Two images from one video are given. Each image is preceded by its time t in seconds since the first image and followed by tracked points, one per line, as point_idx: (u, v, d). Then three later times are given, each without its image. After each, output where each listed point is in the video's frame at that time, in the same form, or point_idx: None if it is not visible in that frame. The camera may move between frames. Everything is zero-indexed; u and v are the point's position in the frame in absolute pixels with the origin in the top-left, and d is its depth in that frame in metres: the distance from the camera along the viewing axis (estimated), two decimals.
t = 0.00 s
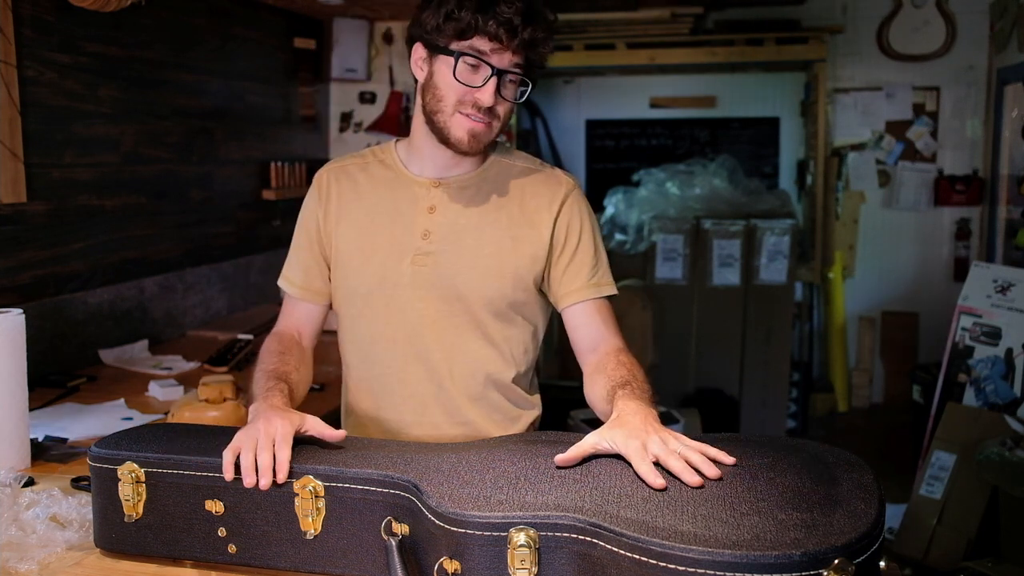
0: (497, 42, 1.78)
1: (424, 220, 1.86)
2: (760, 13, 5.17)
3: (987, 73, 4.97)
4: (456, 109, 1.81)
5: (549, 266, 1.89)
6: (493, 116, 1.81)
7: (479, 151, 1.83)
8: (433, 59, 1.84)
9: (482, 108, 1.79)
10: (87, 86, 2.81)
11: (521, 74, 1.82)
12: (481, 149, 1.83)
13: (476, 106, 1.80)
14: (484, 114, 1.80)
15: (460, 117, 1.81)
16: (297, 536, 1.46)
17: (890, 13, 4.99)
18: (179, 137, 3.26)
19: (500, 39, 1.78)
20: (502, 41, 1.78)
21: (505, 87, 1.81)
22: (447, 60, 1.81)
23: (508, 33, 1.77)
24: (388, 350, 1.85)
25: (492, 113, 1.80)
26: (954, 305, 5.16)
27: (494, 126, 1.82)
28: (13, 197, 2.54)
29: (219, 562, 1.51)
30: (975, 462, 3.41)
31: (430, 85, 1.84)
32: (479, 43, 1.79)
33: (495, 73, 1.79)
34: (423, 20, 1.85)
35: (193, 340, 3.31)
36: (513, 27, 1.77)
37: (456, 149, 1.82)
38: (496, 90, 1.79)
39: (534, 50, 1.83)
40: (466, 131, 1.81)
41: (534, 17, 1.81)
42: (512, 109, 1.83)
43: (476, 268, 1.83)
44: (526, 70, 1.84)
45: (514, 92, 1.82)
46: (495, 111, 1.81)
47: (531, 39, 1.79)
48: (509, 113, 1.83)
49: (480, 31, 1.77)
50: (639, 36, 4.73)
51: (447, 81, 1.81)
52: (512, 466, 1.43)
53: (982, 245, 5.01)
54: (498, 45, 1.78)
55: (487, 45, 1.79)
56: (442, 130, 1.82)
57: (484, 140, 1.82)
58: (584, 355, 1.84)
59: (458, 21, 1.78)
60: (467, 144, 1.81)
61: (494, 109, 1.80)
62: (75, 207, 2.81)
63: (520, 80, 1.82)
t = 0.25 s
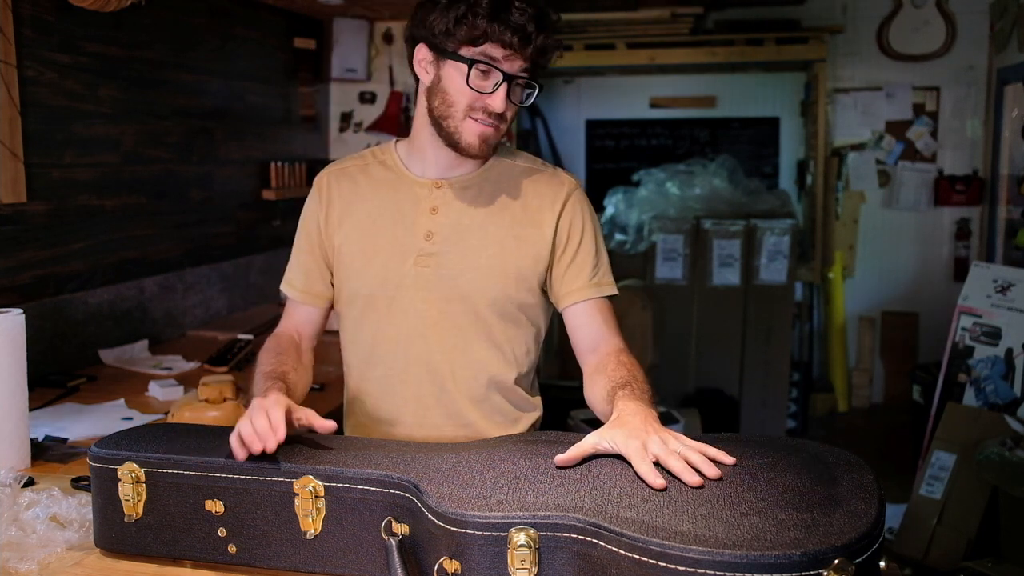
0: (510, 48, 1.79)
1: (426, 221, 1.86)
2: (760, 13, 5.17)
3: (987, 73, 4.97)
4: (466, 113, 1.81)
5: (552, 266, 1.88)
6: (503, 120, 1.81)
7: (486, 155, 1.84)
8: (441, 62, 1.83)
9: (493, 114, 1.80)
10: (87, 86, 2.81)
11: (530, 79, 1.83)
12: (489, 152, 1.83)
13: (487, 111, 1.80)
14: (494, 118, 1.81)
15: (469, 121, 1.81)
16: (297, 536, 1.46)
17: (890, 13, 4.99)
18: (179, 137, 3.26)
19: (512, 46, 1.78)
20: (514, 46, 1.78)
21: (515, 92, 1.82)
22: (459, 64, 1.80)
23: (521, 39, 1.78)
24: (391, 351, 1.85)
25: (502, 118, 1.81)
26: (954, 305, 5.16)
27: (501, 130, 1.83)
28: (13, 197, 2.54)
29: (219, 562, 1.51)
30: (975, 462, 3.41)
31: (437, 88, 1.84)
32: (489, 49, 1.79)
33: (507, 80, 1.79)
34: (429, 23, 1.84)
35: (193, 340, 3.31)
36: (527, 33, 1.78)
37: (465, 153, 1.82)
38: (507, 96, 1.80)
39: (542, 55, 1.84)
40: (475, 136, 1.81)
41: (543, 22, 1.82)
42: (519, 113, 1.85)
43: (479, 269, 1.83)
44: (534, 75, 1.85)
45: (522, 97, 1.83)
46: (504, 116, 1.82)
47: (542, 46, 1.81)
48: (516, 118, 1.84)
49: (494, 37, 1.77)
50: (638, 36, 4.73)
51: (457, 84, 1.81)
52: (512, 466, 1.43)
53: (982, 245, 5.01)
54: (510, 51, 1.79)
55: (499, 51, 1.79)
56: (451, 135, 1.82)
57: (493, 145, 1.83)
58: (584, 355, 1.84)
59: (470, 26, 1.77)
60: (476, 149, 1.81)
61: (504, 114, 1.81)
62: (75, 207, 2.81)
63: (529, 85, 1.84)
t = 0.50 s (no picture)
0: (454, 26, 1.86)
1: (426, 220, 1.86)
2: (760, 13, 5.17)
3: (987, 73, 4.97)
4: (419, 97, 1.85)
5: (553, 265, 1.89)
6: (455, 101, 1.84)
7: (445, 139, 1.84)
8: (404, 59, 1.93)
9: (440, 93, 1.83)
10: (87, 86, 2.81)
11: (483, 60, 1.86)
12: (445, 136, 1.84)
13: (435, 91, 1.84)
14: (443, 98, 1.84)
15: (422, 104, 1.85)
16: (297, 536, 1.46)
17: (890, 13, 4.99)
18: (179, 137, 3.26)
19: (456, 23, 1.85)
20: (458, 22, 1.85)
21: (466, 72, 1.85)
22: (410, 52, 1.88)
23: (462, 15, 1.85)
24: (393, 351, 1.85)
25: (452, 98, 1.84)
26: (954, 305, 5.16)
27: (459, 113, 1.85)
28: (13, 197, 2.54)
29: (219, 562, 1.51)
30: (975, 462, 3.41)
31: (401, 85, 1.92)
32: (438, 31, 1.87)
33: (452, 57, 1.84)
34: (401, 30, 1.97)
35: (193, 340, 3.31)
36: (467, 8, 1.85)
37: (420, 138, 1.85)
38: (455, 74, 1.84)
39: (495, 36, 1.88)
40: (428, 118, 1.85)
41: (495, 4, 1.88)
42: (479, 97, 1.86)
43: (479, 269, 1.83)
44: (492, 58, 1.88)
45: (477, 79, 1.85)
46: (457, 96, 1.85)
47: (485, 20, 1.86)
48: (475, 101, 1.85)
49: (436, 17, 1.86)
50: (639, 36, 4.73)
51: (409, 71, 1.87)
52: (512, 466, 1.43)
53: (982, 245, 5.01)
54: (456, 30, 1.86)
55: (444, 30, 1.86)
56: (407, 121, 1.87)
57: (447, 128, 1.85)
58: (585, 354, 1.84)
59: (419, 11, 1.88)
60: (428, 130, 1.84)
61: (455, 94, 1.84)
62: (74, 207, 2.81)
63: (484, 66, 1.86)
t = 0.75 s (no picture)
0: (439, 33, 1.84)
1: (428, 220, 1.86)
2: (760, 13, 5.17)
3: (986, 73, 4.97)
4: (420, 108, 1.84)
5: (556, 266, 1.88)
6: (457, 104, 1.83)
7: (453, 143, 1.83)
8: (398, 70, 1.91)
9: (442, 99, 1.82)
10: (87, 86, 2.81)
11: (476, 59, 1.84)
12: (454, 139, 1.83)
13: (436, 98, 1.82)
14: (445, 103, 1.82)
15: (425, 113, 1.84)
16: (297, 536, 1.46)
17: (890, 13, 4.99)
18: (179, 137, 3.26)
19: (441, 27, 1.83)
20: (443, 26, 1.83)
21: (462, 74, 1.83)
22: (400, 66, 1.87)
23: (445, 20, 1.83)
24: (394, 351, 1.85)
25: (453, 102, 1.82)
26: (954, 305, 5.16)
27: (462, 116, 1.84)
28: (13, 197, 2.54)
29: (219, 562, 1.51)
30: (975, 462, 3.41)
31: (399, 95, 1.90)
32: (425, 39, 1.85)
33: (445, 62, 1.82)
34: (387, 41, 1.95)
35: (193, 340, 3.30)
36: (448, 12, 1.83)
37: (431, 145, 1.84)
38: (451, 78, 1.82)
39: (481, 34, 1.86)
40: (433, 125, 1.83)
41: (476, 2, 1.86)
42: (479, 96, 1.84)
43: (481, 268, 1.83)
44: (485, 56, 1.86)
45: (474, 79, 1.84)
46: (458, 99, 1.83)
47: (469, 18, 1.83)
48: (476, 102, 1.84)
49: (419, 27, 1.84)
50: (639, 36, 4.73)
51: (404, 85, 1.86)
52: (512, 466, 1.43)
53: (982, 245, 5.00)
54: (442, 35, 1.84)
55: (431, 39, 1.85)
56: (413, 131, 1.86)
57: (455, 131, 1.83)
58: (588, 356, 1.84)
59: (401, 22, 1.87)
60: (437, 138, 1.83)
61: (455, 98, 1.83)
62: (74, 207, 2.81)
63: (478, 65, 1.84)
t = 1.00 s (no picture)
0: (435, 38, 1.81)
1: (428, 219, 1.86)
2: (760, 13, 5.17)
3: (986, 73, 4.97)
4: (413, 112, 1.83)
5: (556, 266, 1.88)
6: (451, 110, 1.81)
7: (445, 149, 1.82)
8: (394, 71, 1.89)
9: (436, 105, 1.80)
10: (87, 86, 2.81)
11: (472, 65, 1.82)
12: (446, 145, 1.82)
13: (430, 104, 1.81)
14: (439, 109, 1.81)
15: (418, 118, 1.82)
16: (297, 536, 1.46)
17: (890, 13, 4.99)
18: (179, 137, 3.26)
19: (438, 34, 1.80)
20: (439, 33, 1.80)
21: (456, 80, 1.81)
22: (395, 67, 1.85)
23: (442, 26, 1.80)
24: (393, 351, 1.85)
25: (447, 108, 1.81)
26: (954, 305, 5.16)
27: (456, 121, 1.82)
28: (13, 197, 2.54)
29: (219, 562, 1.51)
30: (975, 463, 3.41)
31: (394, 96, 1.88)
32: (421, 44, 1.82)
33: (440, 68, 1.80)
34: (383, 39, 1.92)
35: (193, 340, 3.30)
36: (446, 17, 1.79)
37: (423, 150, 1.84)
38: (445, 84, 1.80)
39: (478, 40, 1.83)
40: (426, 130, 1.82)
41: (473, 7, 1.82)
42: (473, 103, 1.83)
43: (480, 267, 1.83)
44: (482, 62, 1.83)
45: (469, 86, 1.81)
46: (452, 105, 1.82)
47: (466, 24, 1.80)
48: (470, 108, 1.83)
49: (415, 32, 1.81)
50: (639, 36, 4.74)
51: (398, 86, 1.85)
52: (512, 466, 1.43)
53: (982, 245, 5.00)
54: (438, 40, 1.81)
55: (426, 43, 1.81)
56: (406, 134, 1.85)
57: (448, 136, 1.82)
58: (586, 356, 1.85)
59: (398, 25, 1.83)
60: (429, 143, 1.82)
61: (448, 104, 1.81)
62: (74, 207, 2.81)
63: (474, 71, 1.82)
